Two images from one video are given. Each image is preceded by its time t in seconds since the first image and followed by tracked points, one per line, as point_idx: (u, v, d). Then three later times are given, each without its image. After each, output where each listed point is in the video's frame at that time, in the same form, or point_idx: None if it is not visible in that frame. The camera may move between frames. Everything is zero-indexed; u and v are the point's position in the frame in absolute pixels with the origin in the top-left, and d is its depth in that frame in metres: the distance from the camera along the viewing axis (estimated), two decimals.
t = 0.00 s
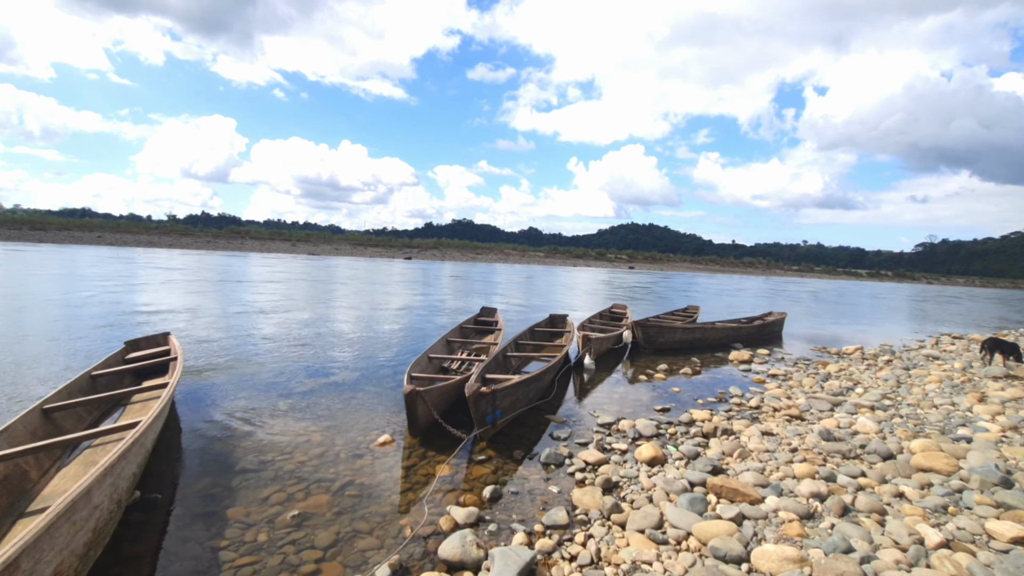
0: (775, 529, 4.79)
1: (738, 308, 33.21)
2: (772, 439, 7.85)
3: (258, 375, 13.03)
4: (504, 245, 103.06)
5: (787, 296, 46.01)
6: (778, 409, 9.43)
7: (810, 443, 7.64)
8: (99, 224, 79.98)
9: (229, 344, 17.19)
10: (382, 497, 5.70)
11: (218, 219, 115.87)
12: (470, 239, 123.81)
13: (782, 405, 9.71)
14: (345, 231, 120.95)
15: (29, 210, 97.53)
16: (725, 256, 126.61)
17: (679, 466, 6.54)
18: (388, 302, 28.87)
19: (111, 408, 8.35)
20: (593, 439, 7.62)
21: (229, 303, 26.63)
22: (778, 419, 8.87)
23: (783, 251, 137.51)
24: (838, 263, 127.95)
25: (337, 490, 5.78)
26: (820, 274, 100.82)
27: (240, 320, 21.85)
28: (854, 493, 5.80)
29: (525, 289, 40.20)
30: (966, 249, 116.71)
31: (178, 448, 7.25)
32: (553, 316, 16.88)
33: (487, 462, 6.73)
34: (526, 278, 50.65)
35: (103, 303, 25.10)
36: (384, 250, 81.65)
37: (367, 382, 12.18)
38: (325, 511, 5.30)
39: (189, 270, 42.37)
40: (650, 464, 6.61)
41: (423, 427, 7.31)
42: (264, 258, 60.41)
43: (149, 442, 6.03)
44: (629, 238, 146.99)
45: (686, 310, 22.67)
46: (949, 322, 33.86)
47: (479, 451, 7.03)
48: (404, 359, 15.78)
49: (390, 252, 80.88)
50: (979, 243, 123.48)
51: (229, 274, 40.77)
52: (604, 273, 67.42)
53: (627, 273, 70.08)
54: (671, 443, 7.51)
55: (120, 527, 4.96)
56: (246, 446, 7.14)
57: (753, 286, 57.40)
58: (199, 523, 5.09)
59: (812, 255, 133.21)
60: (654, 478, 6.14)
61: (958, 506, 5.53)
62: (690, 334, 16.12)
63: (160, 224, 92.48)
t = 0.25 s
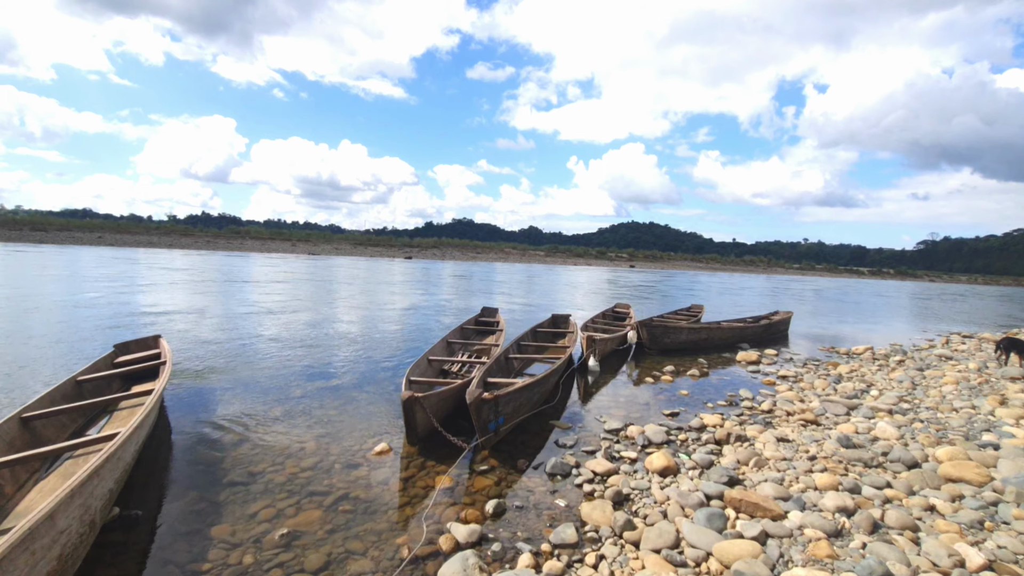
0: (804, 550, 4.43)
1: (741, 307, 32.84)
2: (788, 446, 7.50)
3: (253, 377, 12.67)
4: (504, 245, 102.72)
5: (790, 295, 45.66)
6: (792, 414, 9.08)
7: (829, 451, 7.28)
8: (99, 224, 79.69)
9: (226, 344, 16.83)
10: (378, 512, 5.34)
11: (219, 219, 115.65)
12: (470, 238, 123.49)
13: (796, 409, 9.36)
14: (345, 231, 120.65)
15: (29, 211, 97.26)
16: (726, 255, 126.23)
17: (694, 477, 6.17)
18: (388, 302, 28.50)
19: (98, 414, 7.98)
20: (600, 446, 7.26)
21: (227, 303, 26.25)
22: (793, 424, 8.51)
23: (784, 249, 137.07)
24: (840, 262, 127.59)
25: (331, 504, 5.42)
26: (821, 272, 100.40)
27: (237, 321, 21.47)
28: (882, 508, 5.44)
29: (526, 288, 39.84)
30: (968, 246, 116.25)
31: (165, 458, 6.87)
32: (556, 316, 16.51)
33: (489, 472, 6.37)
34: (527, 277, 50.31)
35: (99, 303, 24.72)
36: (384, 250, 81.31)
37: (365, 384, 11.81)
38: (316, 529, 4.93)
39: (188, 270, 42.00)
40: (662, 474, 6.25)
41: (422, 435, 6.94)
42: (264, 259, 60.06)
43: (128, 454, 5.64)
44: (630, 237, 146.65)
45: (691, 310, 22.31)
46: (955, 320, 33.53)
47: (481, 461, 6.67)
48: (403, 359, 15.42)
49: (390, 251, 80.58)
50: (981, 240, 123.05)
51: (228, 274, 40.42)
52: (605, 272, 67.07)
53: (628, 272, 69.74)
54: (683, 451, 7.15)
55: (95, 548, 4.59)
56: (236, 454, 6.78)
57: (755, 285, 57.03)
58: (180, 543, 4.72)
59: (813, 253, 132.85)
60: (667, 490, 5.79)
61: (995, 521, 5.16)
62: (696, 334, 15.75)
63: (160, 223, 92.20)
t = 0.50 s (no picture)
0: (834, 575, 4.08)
1: (744, 305, 32.46)
2: (805, 454, 7.15)
3: (247, 379, 12.31)
4: (505, 244, 102.39)
5: (793, 293, 45.29)
6: (806, 418, 8.72)
7: (849, 459, 6.93)
8: (98, 225, 79.39)
9: (221, 346, 16.46)
10: (371, 531, 4.97)
11: (219, 220, 115.54)
12: (470, 237, 123.11)
13: (810, 413, 9.00)
14: (345, 232, 120.36)
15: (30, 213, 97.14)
16: (727, 253, 125.95)
17: (708, 490, 5.81)
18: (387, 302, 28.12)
19: (80, 423, 7.59)
20: (607, 455, 6.91)
21: (223, 304, 25.88)
22: (807, 429, 8.15)
23: (784, 247, 136.67)
24: (841, 259, 127.24)
25: (320, 522, 5.05)
26: (822, 270, 100.05)
27: (234, 322, 21.11)
28: (912, 526, 5.07)
29: (526, 287, 39.46)
30: (969, 243, 115.79)
31: (149, 469, 6.49)
32: (558, 316, 16.14)
33: (489, 485, 5.98)
34: (528, 277, 49.95)
35: (94, 304, 24.35)
36: (383, 250, 80.94)
37: (362, 386, 11.44)
38: (303, 550, 4.57)
39: (185, 270, 41.61)
40: (673, 486, 5.90)
41: (418, 445, 6.59)
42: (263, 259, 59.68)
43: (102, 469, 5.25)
44: (631, 236, 146.28)
45: (695, 309, 21.93)
46: (960, 317, 33.18)
47: (482, 472, 6.31)
48: (402, 361, 15.07)
49: (390, 251, 80.25)
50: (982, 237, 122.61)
51: (226, 275, 40.05)
52: (606, 271, 66.73)
53: (629, 271, 69.41)
54: (695, 460, 6.79)
55: None
56: (224, 465, 6.41)
57: (757, 283, 56.69)
58: (155, 567, 4.35)
59: (814, 250, 132.49)
60: (680, 504, 5.43)
61: None
62: (701, 334, 15.39)
63: (160, 224, 91.91)
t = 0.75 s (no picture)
0: None
1: (748, 305, 32.06)
2: (822, 462, 6.80)
3: (242, 381, 12.01)
4: (506, 243, 102.08)
5: (798, 292, 44.85)
6: (820, 423, 8.36)
7: (867, 468, 6.58)
8: (100, 226, 79.36)
9: (217, 347, 16.18)
10: (363, 548, 4.68)
11: (221, 220, 115.56)
12: (472, 237, 122.85)
13: (823, 418, 8.65)
14: (347, 232, 120.17)
15: (33, 214, 97.29)
16: (730, 252, 125.35)
17: (722, 503, 5.48)
18: (388, 303, 27.82)
19: (63, 431, 7.30)
20: (614, 465, 6.58)
21: (223, 304, 25.64)
22: (822, 435, 7.80)
23: (787, 246, 135.99)
24: (844, 258, 126.52)
25: (308, 539, 4.75)
26: (826, 269, 99.48)
27: (232, 322, 20.84)
28: (943, 542, 4.72)
29: (528, 287, 39.13)
30: (974, 241, 114.97)
31: (133, 481, 6.18)
32: (561, 317, 15.81)
33: (490, 497, 5.68)
34: (530, 276, 49.62)
35: (92, 304, 24.12)
36: (384, 250, 80.71)
37: (360, 388, 11.13)
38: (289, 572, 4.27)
39: (185, 271, 41.42)
40: (685, 499, 5.59)
41: (415, 454, 6.29)
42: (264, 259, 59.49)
43: (73, 485, 4.91)
44: (633, 235, 145.73)
45: (699, 309, 21.56)
46: (969, 316, 32.68)
47: (482, 483, 5.99)
48: (401, 362, 14.76)
49: (392, 251, 79.99)
50: (987, 235, 121.72)
51: (226, 275, 39.85)
52: (609, 270, 66.35)
53: (632, 270, 68.99)
54: (706, 470, 6.46)
55: None
56: (211, 475, 6.11)
57: (760, 282, 56.21)
58: None
59: (817, 249, 131.72)
60: (694, 518, 5.12)
61: None
62: (707, 335, 15.03)
63: (162, 225, 91.87)
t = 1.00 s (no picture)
0: None
1: (757, 302, 31.55)
2: (847, 470, 6.42)
3: (243, 382, 11.80)
4: (512, 241, 101.72)
5: (808, 288, 44.17)
6: (842, 427, 7.96)
7: (897, 476, 6.18)
8: (109, 226, 79.83)
9: (221, 347, 16.02)
10: (362, 568, 4.40)
11: (228, 220, 116.07)
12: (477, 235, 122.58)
13: (846, 421, 8.23)
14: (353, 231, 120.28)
15: (43, 215, 98.20)
16: (737, 249, 124.31)
17: (745, 517, 5.14)
18: (393, 301, 27.58)
19: (57, 438, 7.10)
20: (628, 474, 6.26)
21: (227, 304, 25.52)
22: (845, 440, 7.41)
23: (795, 242, 134.68)
24: (853, 254, 125.11)
25: (303, 560, 4.49)
26: (834, 265, 98.31)
27: (236, 322, 20.69)
28: (988, 562, 4.35)
29: (533, 285, 38.76)
30: (986, 236, 113.22)
31: (123, 493, 5.90)
32: (569, 316, 15.47)
33: (497, 510, 5.38)
34: (536, 274, 49.29)
35: (97, 304, 24.09)
36: (390, 248, 80.58)
37: (362, 390, 10.87)
38: None
39: (191, 270, 41.46)
40: (705, 512, 5.26)
41: (418, 462, 6.01)
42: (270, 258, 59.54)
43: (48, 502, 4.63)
44: (639, 232, 144.87)
45: (709, 307, 21.12)
46: (985, 312, 31.95)
47: (489, 495, 5.69)
48: (406, 362, 14.49)
49: (397, 250, 79.85)
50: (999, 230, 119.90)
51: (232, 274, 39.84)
52: (616, 267, 65.86)
53: (639, 267, 68.44)
54: (726, 480, 6.11)
55: None
56: (204, 487, 5.89)
57: (769, 278, 55.52)
58: None
59: (826, 245, 130.32)
60: (716, 535, 4.79)
61: None
62: (719, 334, 14.64)
63: (169, 225, 92.33)
